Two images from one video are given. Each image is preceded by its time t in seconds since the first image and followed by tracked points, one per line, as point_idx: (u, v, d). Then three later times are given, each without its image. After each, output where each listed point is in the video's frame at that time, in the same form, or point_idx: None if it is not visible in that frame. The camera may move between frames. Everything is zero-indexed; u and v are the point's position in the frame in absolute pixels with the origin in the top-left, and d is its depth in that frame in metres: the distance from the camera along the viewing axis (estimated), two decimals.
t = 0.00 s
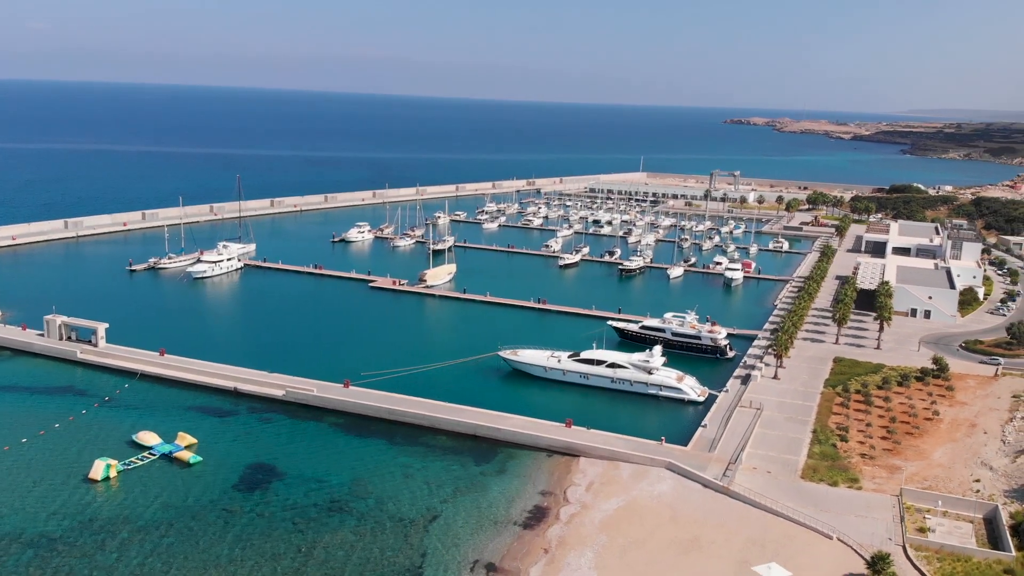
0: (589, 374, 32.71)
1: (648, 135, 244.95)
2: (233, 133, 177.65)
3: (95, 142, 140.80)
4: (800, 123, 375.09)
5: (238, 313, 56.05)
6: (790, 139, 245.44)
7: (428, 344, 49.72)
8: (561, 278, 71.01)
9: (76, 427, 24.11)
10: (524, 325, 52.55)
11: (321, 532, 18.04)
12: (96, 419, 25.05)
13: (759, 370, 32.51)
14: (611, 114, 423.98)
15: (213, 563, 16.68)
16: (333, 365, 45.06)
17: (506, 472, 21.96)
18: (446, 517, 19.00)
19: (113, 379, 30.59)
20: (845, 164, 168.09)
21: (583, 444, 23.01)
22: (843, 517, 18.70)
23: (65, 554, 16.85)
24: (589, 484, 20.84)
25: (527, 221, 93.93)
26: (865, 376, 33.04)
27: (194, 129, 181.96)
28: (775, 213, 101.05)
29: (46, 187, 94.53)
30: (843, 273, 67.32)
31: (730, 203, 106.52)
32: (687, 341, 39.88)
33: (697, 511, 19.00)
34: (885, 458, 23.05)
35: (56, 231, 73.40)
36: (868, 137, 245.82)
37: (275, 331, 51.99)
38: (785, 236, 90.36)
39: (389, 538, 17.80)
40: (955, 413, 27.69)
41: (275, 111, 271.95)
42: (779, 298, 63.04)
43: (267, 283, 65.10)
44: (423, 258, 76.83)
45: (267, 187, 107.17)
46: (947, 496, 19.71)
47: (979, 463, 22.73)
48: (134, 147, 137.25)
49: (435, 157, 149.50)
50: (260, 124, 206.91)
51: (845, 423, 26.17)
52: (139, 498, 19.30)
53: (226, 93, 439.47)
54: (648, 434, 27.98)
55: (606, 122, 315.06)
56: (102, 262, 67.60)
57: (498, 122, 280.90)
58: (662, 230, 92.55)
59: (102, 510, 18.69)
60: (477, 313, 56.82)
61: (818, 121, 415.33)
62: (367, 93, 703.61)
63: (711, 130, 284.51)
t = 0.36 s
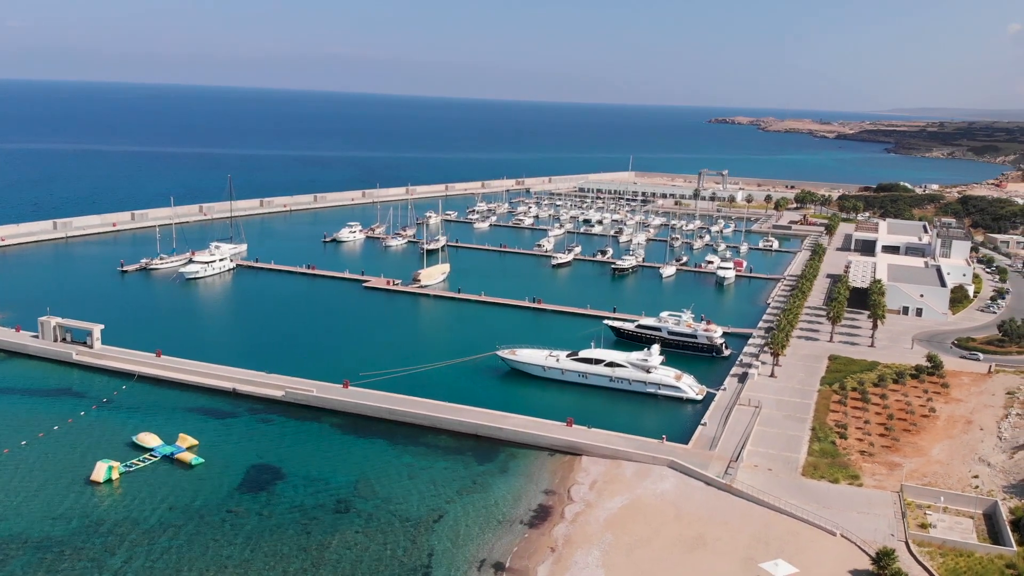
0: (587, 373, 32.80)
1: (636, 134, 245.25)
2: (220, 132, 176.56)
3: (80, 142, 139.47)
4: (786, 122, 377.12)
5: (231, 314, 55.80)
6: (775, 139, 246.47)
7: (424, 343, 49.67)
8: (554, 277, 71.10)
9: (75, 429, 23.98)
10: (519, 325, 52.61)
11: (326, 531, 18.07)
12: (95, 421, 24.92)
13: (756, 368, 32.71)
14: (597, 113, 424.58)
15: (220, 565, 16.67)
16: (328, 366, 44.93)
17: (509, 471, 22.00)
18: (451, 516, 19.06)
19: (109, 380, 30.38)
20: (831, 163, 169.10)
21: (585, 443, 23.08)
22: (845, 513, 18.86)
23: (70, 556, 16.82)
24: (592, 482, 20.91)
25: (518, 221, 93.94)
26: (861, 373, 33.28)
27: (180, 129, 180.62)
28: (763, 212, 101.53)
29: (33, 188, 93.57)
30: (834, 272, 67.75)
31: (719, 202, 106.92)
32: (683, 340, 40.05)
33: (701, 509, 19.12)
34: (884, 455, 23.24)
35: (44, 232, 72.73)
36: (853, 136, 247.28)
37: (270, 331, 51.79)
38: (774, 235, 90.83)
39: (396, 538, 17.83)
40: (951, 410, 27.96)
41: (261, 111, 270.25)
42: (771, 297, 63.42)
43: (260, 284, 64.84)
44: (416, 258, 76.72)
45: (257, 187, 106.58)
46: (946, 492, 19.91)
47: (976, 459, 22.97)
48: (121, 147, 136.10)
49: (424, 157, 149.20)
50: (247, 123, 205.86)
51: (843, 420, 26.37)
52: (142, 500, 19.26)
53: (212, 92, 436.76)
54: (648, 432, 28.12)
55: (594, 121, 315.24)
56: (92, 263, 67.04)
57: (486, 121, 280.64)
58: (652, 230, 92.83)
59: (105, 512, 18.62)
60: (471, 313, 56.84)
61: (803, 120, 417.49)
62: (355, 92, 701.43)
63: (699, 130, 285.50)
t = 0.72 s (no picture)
0: (585, 372, 32.88)
1: (624, 133, 245.65)
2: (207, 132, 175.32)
3: (65, 142, 138.20)
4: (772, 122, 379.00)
5: (224, 314, 55.50)
6: (761, 137, 247.64)
7: (418, 343, 49.59)
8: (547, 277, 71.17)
9: (75, 432, 23.83)
10: (514, 325, 52.62)
11: (333, 532, 18.08)
12: (93, 423, 24.75)
13: (753, 366, 32.88)
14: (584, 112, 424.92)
15: (227, 567, 16.65)
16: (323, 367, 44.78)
17: (512, 471, 22.02)
18: (457, 516, 19.09)
19: (106, 382, 30.17)
20: (817, 162, 170.08)
21: (586, 442, 23.14)
22: (848, 510, 19.03)
23: (76, 560, 16.76)
24: (595, 481, 21.00)
25: (509, 221, 93.94)
26: (857, 371, 33.54)
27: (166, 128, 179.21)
28: (752, 211, 102.00)
29: (19, 189, 92.59)
30: (824, 270, 68.16)
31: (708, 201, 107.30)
32: (679, 339, 40.22)
33: (705, 506, 19.24)
34: (883, 451, 23.45)
35: (32, 233, 72.12)
36: (837, 135, 248.76)
37: (264, 332, 51.57)
38: (763, 233, 91.25)
39: (402, 538, 17.86)
40: (946, 407, 28.24)
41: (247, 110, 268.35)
42: (763, 296, 63.74)
43: (252, 284, 64.55)
44: (408, 258, 76.62)
45: (246, 187, 106.01)
46: (947, 489, 20.11)
47: (974, 455, 23.23)
48: (106, 147, 134.84)
49: (412, 156, 148.76)
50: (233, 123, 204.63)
51: (841, 418, 26.58)
52: (145, 502, 19.19)
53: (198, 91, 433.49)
54: (648, 430, 28.26)
55: (581, 121, 315.19)
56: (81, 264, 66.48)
57: (474, 120, 280.19)
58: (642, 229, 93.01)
59: (109, 515, 18.54)
60: (465, 312, 56.82)
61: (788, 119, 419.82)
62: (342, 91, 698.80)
63: (686, 129, 286.34)
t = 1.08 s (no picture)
0: (584, 371, 32.99)
1: (611, 133, 246.08)
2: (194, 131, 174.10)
3: (50, 142, 137.06)
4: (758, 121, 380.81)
5: (217, 315, 55.24)
6: (747, 137, 248.39)
7: (413, 343, 49.49)
8: (540, 276, 71.23)
9: (73, 433, 23.70)
10: (509, 324, 52.60)
11: (339, 532, 18.11)
12: (92, 425, 24.60)
13: (750, 365, 33.04)
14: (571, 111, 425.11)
15: (234, 569, 16.65)
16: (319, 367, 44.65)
17: (514, 470, 22.08)
18: (461, 515, 19.14)
19: (102, 383, 29.98)
20: (804, 161, 170.95)
21: (588, 441, 23.22)
22: (850, 506, 19.21)
23: (82, 563, 16.74)
24: (599, 479, 21.09)
25: (500, 220, 93.90)
26: (852, 369, 33.79)
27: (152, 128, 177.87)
28: (740, 210, 102.45)
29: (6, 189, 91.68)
30: (815, 269, 68.56)
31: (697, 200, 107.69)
32: (675, 338, 40.38)
33: (708, 504, 19.37)
34: (881, 448, 23.66)
35: (21, 233, 71.54)
36: (820, 133, 250.58)
37: (258, 332, 51.39)
38: (752, 232, 91.66)
39: (408, 537, 17.90)
40: (942, 404, 28.51)
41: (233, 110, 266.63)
42: (756, 294, 64.02)
43: (245, 284, 64.29)
44: (401, 258, 76.51)
45: (235, 186, 105.43)
46: (948, 485, 20.31)
47: (971, 452, 23.48)
48: (92, 146, 133.74)
49: (401, 155, 148.40)
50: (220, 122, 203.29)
51: (839, 415, 26.78)
52: (148, 504, 19.13)
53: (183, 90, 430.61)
54: (648, 428, 28.43)
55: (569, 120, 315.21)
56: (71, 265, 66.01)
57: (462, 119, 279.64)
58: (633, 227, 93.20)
59: (112, 518, 18.49)
60: (460, 312, 56.80)
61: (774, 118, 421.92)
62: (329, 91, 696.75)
63: (673, 128, 287.03)
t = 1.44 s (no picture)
0: (582, 370, 33.11)
1: (598, 133, 246.35)
2: (179, 131, 172.75)
3: (34, 142, 135.62)
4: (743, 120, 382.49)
5: (210, 316, 54.96)
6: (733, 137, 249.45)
7: (408, 343, 49.43)
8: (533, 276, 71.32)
9: (72, 436, 23.56)
10: (504, 324, 52.63)
11: (346, 532, 18.14)
12: (91, 427, 24.48)
13: (746, 363, 33.24)
14: (558, 111, 425.04)
15: (241, 570, 16.66)
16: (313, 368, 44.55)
17: (517, 469, 22.12)
18: (467, 514, 19.20)
19: (99, 384, 29.78)
20: (790, 160, 171.80)
21: (590, 440, 23.30)
22: (853, 503, 19.39)
23: (88, 566, 16.70)
24: (602, 478, 21.19)
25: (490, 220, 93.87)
26: (847, 366, 34.08)
27: (136, 127, 176.29)
28: (729, 209, 102.87)
29: None
30: (805, 267, 69.00)
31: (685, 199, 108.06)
32: (671, 336, 40.58)
33: (712, 501, 19.50)
34: (880, 445, 23.88)
35: (8, 234, 70.98)
36: (805, 133, 252.06)
37: (252, 333, 51.19)
38: (740, 231, 92.09)
39: (415, 537, 17.95)
40: (937, 400, 28.84)
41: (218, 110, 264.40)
42: (747, 293, 64.40)
43: (237, 285, 64.00)
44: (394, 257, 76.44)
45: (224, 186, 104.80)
46: (948, 481, 20.52)
47: (968, 448, 23.76)
48: (77, 146, 132.48)
49: (389, 155, 147.91)
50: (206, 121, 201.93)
51: (836, 413, 26.99)
52: (152, 506, 19.07)
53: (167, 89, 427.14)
54: (647, 426, 28.62)
55: (556, 120, 315.10)
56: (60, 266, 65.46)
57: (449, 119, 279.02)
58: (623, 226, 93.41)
59: (116, 520, 18.43)
60: (454, 311, 56.76)
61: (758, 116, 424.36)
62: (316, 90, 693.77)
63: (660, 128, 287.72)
